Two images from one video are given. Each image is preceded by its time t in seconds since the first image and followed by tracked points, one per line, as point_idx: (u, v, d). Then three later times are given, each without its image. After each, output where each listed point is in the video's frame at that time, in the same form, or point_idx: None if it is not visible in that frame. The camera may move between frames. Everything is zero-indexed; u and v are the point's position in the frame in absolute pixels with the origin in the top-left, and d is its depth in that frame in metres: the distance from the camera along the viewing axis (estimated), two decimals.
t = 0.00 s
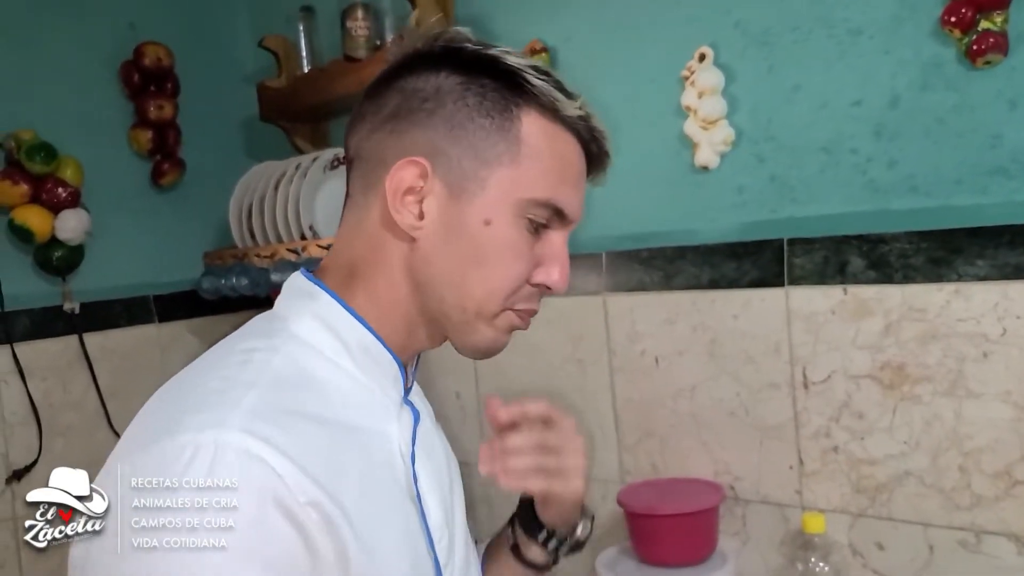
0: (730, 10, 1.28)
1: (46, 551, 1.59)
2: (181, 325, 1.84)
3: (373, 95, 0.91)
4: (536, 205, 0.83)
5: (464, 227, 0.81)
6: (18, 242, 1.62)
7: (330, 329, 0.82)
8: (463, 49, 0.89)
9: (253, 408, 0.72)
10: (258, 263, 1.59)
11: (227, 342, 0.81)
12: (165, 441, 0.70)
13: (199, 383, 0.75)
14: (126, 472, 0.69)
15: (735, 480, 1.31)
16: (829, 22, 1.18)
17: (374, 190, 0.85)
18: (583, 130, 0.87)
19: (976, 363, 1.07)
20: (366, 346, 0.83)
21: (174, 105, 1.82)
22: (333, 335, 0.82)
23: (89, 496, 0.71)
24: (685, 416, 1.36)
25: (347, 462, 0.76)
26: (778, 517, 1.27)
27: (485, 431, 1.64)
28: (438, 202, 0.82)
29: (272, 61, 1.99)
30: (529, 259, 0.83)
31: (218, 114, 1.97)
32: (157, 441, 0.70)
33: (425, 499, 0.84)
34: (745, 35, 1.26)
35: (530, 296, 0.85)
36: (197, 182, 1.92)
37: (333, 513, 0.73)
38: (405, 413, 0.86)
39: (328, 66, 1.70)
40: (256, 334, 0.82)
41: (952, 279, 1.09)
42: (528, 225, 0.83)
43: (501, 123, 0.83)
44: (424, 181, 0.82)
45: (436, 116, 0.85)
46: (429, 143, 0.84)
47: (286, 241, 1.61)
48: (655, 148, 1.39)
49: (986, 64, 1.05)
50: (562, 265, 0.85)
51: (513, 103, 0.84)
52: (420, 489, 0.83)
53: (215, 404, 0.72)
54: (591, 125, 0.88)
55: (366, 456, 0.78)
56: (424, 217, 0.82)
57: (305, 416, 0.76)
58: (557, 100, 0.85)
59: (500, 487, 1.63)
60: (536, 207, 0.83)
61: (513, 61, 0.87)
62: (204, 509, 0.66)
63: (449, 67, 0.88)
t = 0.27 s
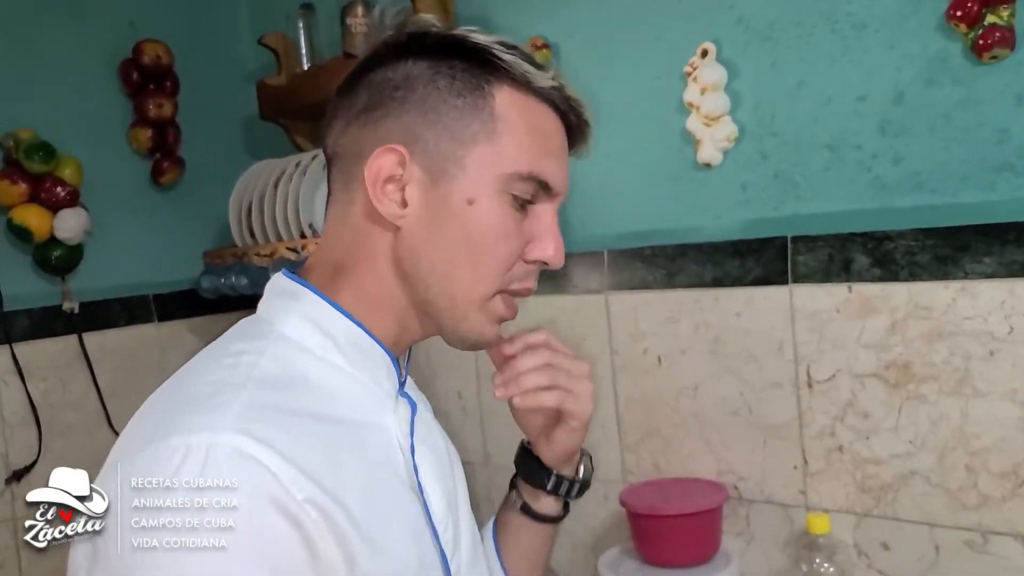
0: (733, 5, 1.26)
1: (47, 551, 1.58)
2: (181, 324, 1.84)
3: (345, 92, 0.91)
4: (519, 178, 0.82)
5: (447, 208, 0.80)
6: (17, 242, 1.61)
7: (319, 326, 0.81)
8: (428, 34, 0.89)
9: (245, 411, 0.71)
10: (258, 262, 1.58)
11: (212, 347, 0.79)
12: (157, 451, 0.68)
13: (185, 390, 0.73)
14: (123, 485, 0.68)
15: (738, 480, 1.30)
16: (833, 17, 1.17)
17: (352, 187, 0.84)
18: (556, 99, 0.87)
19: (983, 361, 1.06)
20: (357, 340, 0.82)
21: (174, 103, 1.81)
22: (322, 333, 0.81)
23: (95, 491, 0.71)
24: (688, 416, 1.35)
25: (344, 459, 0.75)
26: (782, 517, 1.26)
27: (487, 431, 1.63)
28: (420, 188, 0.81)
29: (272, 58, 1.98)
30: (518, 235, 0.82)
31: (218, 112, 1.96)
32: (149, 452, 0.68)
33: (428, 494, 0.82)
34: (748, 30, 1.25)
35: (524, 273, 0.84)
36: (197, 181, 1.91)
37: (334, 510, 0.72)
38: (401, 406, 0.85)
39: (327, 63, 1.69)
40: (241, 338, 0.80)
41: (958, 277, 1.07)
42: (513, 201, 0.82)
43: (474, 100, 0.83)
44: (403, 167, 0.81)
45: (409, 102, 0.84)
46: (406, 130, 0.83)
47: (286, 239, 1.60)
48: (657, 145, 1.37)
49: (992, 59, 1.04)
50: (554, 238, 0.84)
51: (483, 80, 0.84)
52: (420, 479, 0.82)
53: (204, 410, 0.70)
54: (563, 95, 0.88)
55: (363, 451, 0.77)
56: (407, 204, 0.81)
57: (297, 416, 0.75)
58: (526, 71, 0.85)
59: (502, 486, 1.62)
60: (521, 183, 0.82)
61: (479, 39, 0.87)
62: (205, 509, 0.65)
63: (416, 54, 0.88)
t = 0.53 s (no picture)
0: (732, 4, 1.26)
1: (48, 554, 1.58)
2: (182, 326, 1.83)
3: (365, 99, 0.91)
4: (558, 189, 0.83)
5: (485, 221, 0.82)
6: (16, 244, 1.61)
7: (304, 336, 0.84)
8: (452, 38, 0.89)
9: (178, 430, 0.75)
10: (257, 264, 1.58)
11: (211, 357, 0.85)
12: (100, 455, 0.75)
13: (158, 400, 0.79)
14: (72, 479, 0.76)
15: (740, 481, 1.30)
16: (832, 16, 1.16)
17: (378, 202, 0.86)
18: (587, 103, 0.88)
19: (984, 362, 1.06)
20: (347, 359, 0.83)
21: (173, 104, 1.81)
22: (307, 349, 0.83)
23: (90, 491, 0.72)
24: (689, 417, 1.34)
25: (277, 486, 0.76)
26: (784, 518, 1.26)
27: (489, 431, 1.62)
28: (457, 201, 0.82)
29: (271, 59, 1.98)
30: (557, 246, 0.84)
31: (217, 113, 1.96)
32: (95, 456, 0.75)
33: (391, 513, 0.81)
34: (747, 29, 1.25)
35: (560, 281, 0.87)
36: (196, 182, 1.91)
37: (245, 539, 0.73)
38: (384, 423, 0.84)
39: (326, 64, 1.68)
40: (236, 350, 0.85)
41: (959, 277, 1.07)
42: (551, 211, 0.84)
43: (510, 108, 0.84)
44: (439, 180, 0.82)
45: (438, 111, 0.85)
46: (436, 142, 0.84)
47: (285, 241, 1.59)
48: (657, 146, 1.37)
49: (993, 58, 1.04)
50: (589, 247, 0.86)
51: (516, 86, 0.85)
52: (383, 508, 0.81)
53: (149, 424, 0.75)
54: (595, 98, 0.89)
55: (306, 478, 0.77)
56: (444, 218, 0.82)
57: (242, 436, 0.77)
58: (558, 76, 0.86)
59: (503, 487, 1.61)
60: (558, 193, 0.84)
61: (507, 43, 0.88)
62: (205, 509, 0.72)
63: (440, 60, 0.88)
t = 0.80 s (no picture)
0: (736, 2, 1.26)
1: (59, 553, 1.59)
2: (189, 325, 1.84)
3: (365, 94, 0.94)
4: (505, 168, 0.76)
5: (419, 208, 0.79)
6: (24, 245, 1.62)
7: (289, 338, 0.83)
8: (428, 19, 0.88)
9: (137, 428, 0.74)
10: (264, 262, 1.59)
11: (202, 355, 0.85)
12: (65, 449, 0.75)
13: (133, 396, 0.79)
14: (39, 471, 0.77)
15: (746, 477, 1.30)
16: (837, 14, 1.17)
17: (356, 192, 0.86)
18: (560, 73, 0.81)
19: (990, 357, 1.06)
20: (325, 362, 0.81)
21: (179, 104, 1.82)
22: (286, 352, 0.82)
23: (91, 491, 0.70)
24: (695, 414, 1.35)
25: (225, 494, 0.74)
26: (790, 514, 1.26)
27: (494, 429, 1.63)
28: (397, 188, 0.81)
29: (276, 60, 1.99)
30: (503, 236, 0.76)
31: (223, 113, 1.96)
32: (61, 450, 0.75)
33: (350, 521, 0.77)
34: (752, 27, 1.25)
35: (527, 275, 0.78)
36: (203, 182, 1.92)
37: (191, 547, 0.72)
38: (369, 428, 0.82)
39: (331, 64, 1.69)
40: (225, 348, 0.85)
41: (964, 273, 1.07)
42: (498, 194, 0.76)
43: (462, 84, 0.81)
44: (383, 168, 0.82)
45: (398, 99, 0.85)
46: (388, 130, 0.85)
47: (291, 240, 1.60)
48: (662, 144, 1.37)
49: (998, 54, 1.04)
50: (553, 235, 0.77)
51: (467, 62, 0.81)
52: (337, 521, 0.77)
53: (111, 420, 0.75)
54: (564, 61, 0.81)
55: (260, 487, 0.75)
56: (382, 205, 0.82)
57: (213, 439, 0.76)
58: (519, 43, 0.81)
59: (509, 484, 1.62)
60: (501, 172, 0.76)
61: (471, 17, 0.85)
62: (205, 509, 0.73)
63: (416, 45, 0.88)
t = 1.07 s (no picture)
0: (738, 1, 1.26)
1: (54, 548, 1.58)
2: (192, 325, 1.85)
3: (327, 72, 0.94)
4: (365, 186, 0.73)
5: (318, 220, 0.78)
6: (28, 245, 1.62)
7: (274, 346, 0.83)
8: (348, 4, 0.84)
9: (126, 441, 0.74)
10: (267, 262, 1.60)
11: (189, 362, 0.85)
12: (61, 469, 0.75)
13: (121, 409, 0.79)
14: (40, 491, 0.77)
15: (748, 475, 1.31)
16: (838, 13, 1.17)
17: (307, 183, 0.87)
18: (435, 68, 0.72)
19: (991, 354, 1.07)
20: (309, 367, 0.81)
21: (182, 105, 1.83)
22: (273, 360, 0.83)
23: (91, 491, 0.70)
24: (698, 411, 1.35)
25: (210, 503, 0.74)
26: (792, 511, 1.26)
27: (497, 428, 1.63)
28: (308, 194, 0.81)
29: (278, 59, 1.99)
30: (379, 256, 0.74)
31: (225, 113, 1.97)
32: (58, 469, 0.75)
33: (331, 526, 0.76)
34: (753, 26, 1.25)
35: (420, 297, 0.74)
36: (205, 182, 1.92)
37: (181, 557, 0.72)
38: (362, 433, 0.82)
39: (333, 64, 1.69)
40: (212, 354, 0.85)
41: (966, 270, 1.08)
42: (370, 210, 0.73)
43: (342, 87, 0.76)
44: (297, 172, 0.82)
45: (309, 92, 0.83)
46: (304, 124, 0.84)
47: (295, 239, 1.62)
48: (664, 143, 1.38)
49: (999, 52, 1.04)
50: (439, 257, 0.73)
51: (338, 66, 0.77)
52: (317, 532, 0.75)
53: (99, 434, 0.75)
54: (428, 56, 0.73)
55: (251, 488, 0.75)
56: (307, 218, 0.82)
57: (205, 442, 0.76)
58: (383, 38, 0.74)
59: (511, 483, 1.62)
60: (371, 194, 0.73)
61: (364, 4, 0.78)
62: (205, 509, 0.73)
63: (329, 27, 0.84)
